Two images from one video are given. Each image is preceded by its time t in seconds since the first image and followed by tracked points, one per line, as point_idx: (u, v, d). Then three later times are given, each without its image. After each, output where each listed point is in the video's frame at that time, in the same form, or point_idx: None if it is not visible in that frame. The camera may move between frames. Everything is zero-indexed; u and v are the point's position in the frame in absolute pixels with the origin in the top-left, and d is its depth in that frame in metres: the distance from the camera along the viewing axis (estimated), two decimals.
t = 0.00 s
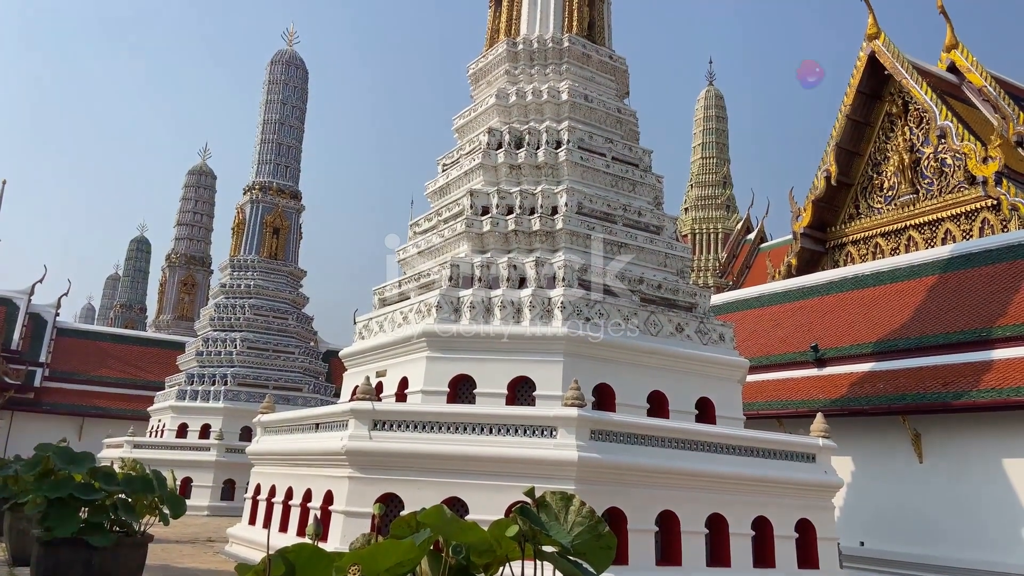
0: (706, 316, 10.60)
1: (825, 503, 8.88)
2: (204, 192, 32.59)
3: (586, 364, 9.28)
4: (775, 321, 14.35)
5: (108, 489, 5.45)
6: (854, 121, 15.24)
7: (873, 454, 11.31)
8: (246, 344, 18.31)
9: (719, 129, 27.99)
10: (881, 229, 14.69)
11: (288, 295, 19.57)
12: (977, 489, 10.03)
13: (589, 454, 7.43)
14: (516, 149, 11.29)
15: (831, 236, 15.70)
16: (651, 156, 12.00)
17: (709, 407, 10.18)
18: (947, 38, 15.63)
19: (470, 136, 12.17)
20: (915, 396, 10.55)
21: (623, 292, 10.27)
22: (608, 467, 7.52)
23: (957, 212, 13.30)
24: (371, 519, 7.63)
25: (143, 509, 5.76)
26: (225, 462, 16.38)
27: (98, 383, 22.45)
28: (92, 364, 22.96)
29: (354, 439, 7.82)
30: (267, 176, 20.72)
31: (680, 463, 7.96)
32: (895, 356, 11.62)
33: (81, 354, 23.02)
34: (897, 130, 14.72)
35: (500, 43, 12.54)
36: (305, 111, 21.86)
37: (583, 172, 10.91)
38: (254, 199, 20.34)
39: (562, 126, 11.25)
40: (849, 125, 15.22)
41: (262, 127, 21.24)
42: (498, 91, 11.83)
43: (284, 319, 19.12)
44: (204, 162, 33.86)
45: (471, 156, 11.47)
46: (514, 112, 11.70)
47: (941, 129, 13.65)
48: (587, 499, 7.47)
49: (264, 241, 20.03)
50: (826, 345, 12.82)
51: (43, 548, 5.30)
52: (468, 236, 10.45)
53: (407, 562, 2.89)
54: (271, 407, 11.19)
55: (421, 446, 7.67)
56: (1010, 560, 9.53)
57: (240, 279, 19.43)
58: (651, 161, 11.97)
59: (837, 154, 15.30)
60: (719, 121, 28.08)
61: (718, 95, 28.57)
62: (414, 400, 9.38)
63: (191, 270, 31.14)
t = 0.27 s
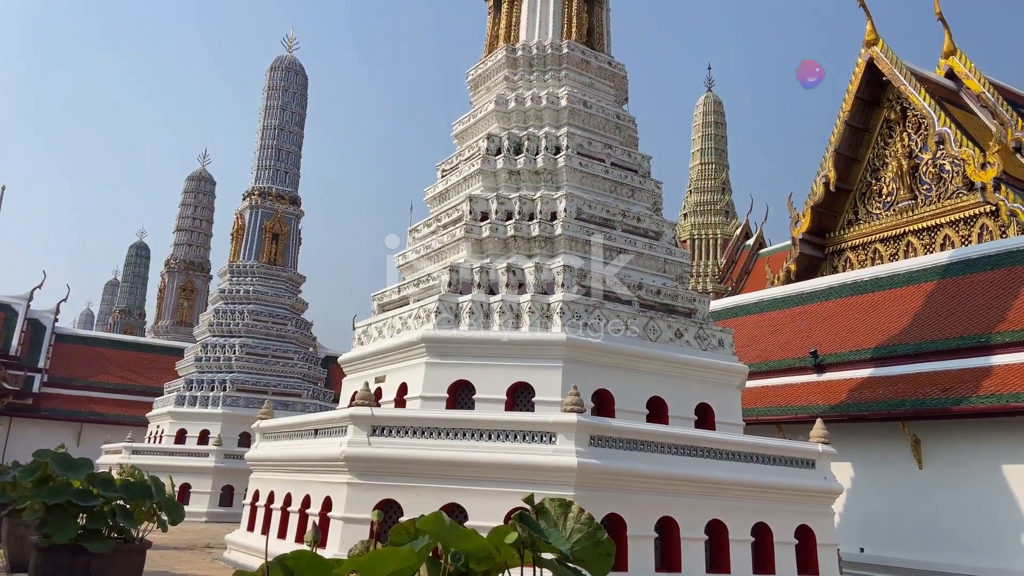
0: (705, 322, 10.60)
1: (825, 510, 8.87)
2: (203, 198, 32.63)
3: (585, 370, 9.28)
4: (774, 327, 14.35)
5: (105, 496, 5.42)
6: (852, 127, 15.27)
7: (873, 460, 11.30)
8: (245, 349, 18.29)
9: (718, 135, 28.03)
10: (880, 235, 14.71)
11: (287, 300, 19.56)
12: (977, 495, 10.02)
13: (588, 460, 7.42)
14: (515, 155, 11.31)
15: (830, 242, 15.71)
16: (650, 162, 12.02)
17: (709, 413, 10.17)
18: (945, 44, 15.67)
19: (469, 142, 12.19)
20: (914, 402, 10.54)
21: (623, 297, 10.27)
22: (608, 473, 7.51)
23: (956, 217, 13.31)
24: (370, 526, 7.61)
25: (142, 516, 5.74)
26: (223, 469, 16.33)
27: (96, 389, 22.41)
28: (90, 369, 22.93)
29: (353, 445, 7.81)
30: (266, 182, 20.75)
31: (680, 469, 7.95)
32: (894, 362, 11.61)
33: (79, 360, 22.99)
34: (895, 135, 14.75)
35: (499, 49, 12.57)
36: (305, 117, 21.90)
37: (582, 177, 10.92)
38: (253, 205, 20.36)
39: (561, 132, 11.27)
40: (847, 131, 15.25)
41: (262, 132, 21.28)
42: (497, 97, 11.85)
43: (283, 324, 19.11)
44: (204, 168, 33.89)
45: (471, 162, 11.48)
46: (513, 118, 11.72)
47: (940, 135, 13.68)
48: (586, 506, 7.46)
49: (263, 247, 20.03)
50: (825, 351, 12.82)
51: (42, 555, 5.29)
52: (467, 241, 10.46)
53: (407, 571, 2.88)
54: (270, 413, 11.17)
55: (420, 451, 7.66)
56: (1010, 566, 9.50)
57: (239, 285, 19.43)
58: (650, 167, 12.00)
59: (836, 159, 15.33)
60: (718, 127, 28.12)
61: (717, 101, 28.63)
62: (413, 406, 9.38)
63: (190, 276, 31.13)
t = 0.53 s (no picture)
0: (705, 328, 10.60)
1: (825, 516, 8.86)
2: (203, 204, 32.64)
3: (584, 377, 9.27)
4: (774, 333, 14.34)
5: (104, 502, 5.44)
6: (851, 134, 15.30)
7: (873, 466, 11.28)
8: (244, 356, 18.27)
9: (717, 141, 28.06)
10: (879, 241, 14.72)
11: (286, 306, 19.55)
12: (977, 501, 10.01)
13: (588, 466, 7.41)
14: (515, 161, 11.32)
15: (829, 248, 15.72)
16: (649, 168, 12.03)
17: (709, 419, 10.16)
18: (943, 51, 15.71)
19: (469, 148, 12.21)
20: (914, 408, 10.53)
21: (622, 303, 10.27)
22: (607, 480, 7.50)
23: (954, 224, 13.31)
24: (369, 532, 7.60)
25: (140, 522, 5.75)
26: (222, 475, 16.31)
27: (95, 395, 22.38)
28: (89, 375, 22.90)
29: (352, 451, 7.80)
30: (265, 188, 20.77)
31: (679, 475, 7.94)
32: (894, 368, 11.61)
33: (78, 366, 22.96)
34: (894, 142, 14.78)
35: (499, 56, 12.59)
36: (304, 123, 21.93)
37: (581, 184, 10.94)
38: (253, 211, 20.38)
39: (560, 138, 11.28)
40: (846, 137, 15.28)
41: (261, 139, 21.31)
42: (496, 103, 11.87)
43: (282, 330, 19.08)
44: (203, 174, 33.91)
45: (470, 168, 11.50)
46: (513, 124, 11.73)
47: (938, 142, 13.70)
48: (586, 512, 7.45)
49: (262, 253, 20.04)
50: (824, 357, 12.81)
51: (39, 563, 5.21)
52: (466, 247, 10.46)
53: None
54: (269, 419, 11.16)
55: (419, 458, 7.65)
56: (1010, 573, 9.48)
57: (238, 290, 19.42)
58: (649, 173, 12.00)
59: (835, 166, 15.35)
60: (717, 133, 28.14)
61: (716, 107, 28.67)
62: (412, 412, 9.37)
63: (190, 282, 31.12)
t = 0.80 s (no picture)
0: (704, 334, 10.60)
1: (825, 523, 8.85)
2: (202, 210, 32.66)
3: (583, 383, 9.26)
4: (773, 339, 14.34)
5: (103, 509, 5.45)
6: (850, 141, 15.34)
7: (873, 473, 11.26)
8: (243, 362, 18.25)
9: (716, 148, 28.09)
10: (877, 248, 14.73)
11: (285, 313, 19.53)
12: (977, 507, 9.99)
13: (587, 473, 7.40)
14: (514, 167, 11.34)
15: (828, 255, 15.73)
16: (648, 175, 12.05)
17: (708, 426, 10.15)
18: (941, 58, 15.76)
19: (468, 155, 12.23)
20: (914, 415, 10.53)
21: (621, 310, 10.27)
22: (607, 487, 7.49)
23: (953, 230, 13.33)
24: (368, 540, 7.58)
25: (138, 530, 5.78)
26: (220, 482, 16.28)
27: (93, 402, 22.35)
28: (87, 382, 22.86)
29: (351, 458, 7.78)
30: (265, 195, 20.80)
31: (679, 482, 7.93)
32: (893, 375, 11.60)
33: (77, 373, 22.94)
34: (893, 149, 14.81)
35: (498, 63, 12.62)
36: (304, 130, 21.97)
37: (581, 190, 10.95)
38: (252, 218, 20.40)
39: (559, 145, 11.31)
40: (844, 144, 15.32)
41: (261, 145, 21.34)
42: (495, 110, 11.90)
43: (281, 337, 19.07)
44: (202, 180, 33.95)
45: (469, 175, 11.51)
46: (512, 131, 11.74)
47: (937, 149, 13.73)
48: (586, 520, 7.43)
49: (262, 259, 20.04)
50: (824, 364, 12.81)
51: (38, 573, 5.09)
52: (466, 254, 10.47)
53: None
54: (267, 426, 11.14)
55: (419, 464, 7.64)
56: None
57: (237, 297, 19.41)
58: (648, 180, 12.02)
59: (833, 172, 15.38)
60: (715, 140, 28.18)
61: (715, 114, 28.71)
62: (411, 419, 9.36)
63: (189, 288, 31.11)
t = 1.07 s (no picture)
0: (703, 340, 10.59)
1: (825, 530, 8.83)
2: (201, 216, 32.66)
3: (582, 390, 9.25)
4: (773, 345, 14.33)
5: (101, 516, 5.41)
6: (849, 147, 15.37)
7: (873, 479, 11.25)
8: (243, 368, 18.23)
9: (715, 154, 28.10)
10: (877, 254, 14.73)
11: (285, 319, 19.52)
12: (976, 513, 9.98)
13: (587, 480, 7.38)
14: (513, 174, 11.35)
15: (827, 261, 15.73)
16: (648, 181, 12.05)
17: (708, 432, 10.14)
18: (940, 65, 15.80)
19: (467, 161, 12.23)
20: (914, 421, 10.52)
21: (621, 316, 10.27)
22: (606, 493, 7.47)
23: (953, 236, 13.33)
24: (366, 546, 7.56)
25: (136, 536, 5.74)
26: (219, 488, 16.24)
27: (92, 408, 22.30)
28: (86, 388, 22.82)
29: (350, 464, 7.77)
30: (265, 201, 20.81)
31: (679, 488, 7.91)
32: (894, 380, 11.59)
33: (76, 379, 22.90)
34: (892, 155, 14.83)
35: (498, 69, 12.63)
36: (303, 136, 21.99)
37: (580, 197, 10.97)
38: (251, 224, 20.42)
39: (559, 151, 11.33)
40: (843, 150, 15.34)
41: (261, 152, 21.37)
42: (494, 117, 11.92)
43: (281, 343, 19.05)
44: (202, 186, 33.95)
45: (469, 181, 11.52)
46: (511, 137, 11.75)
47: (936, 155, 13.74)
48: (585, 526, 7.41)
49: (261, 265, 20.05)
50: (823, 370, 12.80)
51: None
52: (465, 260, 10.47)
53: None
54: (266, 432, 11.12)
55: (418, 471, 7.62)
56: None
57: (237, 303, 19.41)
58: (647, 185, 12.02)
59: (833, 179, 15.40)
60: (714, 145, 28.21)
61: (714, 120, 28.74)
62: (410, 425, 9.35)
63: (188, 294, 31.09)
